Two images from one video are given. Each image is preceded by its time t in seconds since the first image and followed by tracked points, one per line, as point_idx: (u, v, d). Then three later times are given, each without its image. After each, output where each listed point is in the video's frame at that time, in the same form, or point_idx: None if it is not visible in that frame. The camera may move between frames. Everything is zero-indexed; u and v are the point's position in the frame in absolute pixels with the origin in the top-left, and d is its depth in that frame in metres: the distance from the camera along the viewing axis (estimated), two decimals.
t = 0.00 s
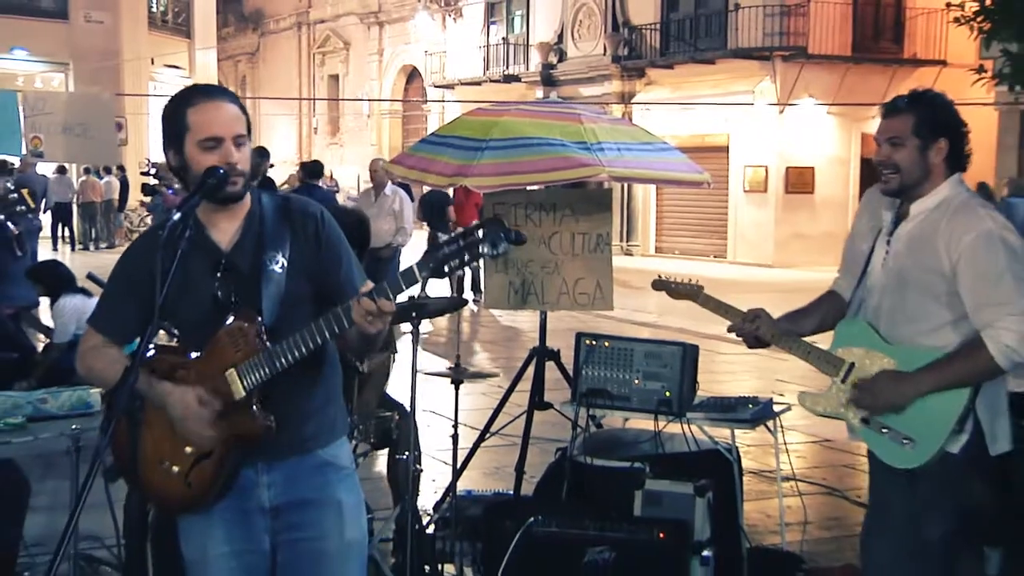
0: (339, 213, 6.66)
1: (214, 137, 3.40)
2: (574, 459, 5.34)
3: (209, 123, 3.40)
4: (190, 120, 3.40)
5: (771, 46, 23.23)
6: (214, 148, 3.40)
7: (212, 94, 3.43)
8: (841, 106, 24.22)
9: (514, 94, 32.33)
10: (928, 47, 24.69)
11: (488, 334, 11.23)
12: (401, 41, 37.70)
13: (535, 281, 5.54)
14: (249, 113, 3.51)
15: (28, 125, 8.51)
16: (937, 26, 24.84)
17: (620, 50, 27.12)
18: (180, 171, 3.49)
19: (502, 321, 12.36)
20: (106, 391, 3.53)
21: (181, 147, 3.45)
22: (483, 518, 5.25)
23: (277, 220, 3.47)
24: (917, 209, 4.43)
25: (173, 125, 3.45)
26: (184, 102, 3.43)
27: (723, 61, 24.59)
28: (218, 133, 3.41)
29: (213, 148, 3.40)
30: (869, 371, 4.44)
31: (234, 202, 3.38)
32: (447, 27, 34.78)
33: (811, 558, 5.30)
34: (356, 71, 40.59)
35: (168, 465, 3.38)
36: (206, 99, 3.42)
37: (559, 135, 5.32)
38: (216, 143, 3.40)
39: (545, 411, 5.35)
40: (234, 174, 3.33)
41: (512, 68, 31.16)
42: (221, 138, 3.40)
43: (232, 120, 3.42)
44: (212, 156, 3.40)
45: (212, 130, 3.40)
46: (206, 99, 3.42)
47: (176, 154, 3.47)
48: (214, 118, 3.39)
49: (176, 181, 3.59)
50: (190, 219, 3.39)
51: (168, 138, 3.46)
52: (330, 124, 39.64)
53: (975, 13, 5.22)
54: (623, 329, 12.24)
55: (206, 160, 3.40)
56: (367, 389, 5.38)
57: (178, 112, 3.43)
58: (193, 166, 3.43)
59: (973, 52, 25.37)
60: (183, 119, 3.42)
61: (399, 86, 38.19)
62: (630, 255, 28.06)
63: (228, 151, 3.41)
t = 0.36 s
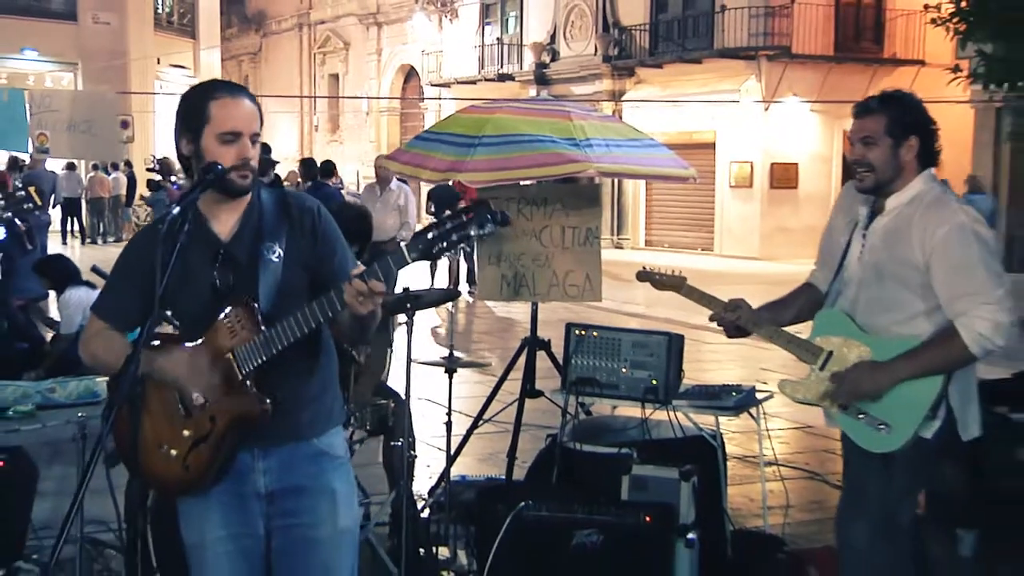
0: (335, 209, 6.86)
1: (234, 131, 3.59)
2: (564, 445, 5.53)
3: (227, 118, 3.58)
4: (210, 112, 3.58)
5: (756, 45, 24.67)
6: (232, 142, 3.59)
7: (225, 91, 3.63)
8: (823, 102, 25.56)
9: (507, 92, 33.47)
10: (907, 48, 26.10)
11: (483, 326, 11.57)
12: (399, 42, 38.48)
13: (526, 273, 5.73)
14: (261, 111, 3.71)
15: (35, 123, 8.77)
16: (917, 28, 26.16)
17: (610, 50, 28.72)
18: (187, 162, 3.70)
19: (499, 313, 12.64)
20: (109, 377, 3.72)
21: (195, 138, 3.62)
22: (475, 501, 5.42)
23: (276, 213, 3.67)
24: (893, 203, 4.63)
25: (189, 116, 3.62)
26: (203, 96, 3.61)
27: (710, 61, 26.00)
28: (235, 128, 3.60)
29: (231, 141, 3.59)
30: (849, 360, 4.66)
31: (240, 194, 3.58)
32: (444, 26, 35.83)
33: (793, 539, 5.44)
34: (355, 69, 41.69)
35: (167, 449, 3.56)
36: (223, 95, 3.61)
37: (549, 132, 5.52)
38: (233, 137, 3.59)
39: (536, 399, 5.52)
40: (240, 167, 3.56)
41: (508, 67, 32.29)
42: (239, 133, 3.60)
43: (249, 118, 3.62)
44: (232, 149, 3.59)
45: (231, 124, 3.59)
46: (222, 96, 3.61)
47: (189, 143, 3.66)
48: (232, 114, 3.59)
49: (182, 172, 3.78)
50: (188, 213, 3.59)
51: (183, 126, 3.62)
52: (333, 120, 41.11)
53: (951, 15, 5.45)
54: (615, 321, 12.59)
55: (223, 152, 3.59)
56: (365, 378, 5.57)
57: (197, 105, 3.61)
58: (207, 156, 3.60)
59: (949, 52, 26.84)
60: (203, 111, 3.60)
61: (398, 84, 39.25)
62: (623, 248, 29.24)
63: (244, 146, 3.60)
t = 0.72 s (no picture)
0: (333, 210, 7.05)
1: (249, 128, 3.71)
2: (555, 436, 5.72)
3: (243, 115, 3.71)
4: (227, 108, 3.71)
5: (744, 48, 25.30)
6: (246, 139, 3.71)
7: (238, 89, 3.76)
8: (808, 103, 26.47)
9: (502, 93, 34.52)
10: (890, 49, 26.96)
11: (477, 321, 12.13)
12: (399, 45, 39.66)
13: (520, 269, 5.92)
14: (272, 111, 3.84)
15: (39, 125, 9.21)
16: (899, 30, 27.01)
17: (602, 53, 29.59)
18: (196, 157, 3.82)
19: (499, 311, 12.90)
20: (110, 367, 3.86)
21: (210, 131, 3.73)
22: (468, 490, 5.56)
23: (277, 211, 3.82)
24: (866, 202, 4.78)
25: (205, 113, 3.73)
26: (221, 94, 3.74)
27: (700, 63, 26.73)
28: (249, 125, 3.71)
29: (246, 137, 3.71)
30: (827, 352, 4.77)
31: (250, 189, 3.73)
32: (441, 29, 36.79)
33: (778, 524, 5.65)
34: (355, 69, 42.76)
35: (166, 437, 3.70)
36: (236, 93, 3.74)
37: (542, 132, 5.70)
38: (248, 134, 3.71)
39: (529, 390, 5.71)
40: (252, 163, 3.71)
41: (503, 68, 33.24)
42: (254, 131, 3.71)
43: (263, 117, 3.74)
44: (247, 145, 3.71)
45: (246, 121, 3.71)
46: (236, 96, 3.74)
47: (204, 137, 3.75)
48: (247, 111, 3.71)
49: (188, 168, 3.90)
50: (189, 213, 3.79)
51: (199, 122, 3.73)
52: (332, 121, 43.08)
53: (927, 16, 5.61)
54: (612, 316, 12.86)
55: (237, 148, 3.70)
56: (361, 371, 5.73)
57: (214, 104, 3.73)
58: (222, 152, 3.71)
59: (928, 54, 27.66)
60: (219, 108, 3.73)
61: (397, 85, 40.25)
62: (613, 243, 30.48)
63: (259, 143, 3.73)
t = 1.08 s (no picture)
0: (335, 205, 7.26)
1: (249, 124, 3.72)
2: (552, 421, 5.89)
3: (243, 112, 3.72)
4: (227, 106, 3.72)
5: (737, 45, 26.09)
6: (247, 134, 3.72)
7: (239, 86, 3.77)
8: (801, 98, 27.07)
9: (503, 88, 35.87)
10: (879, 47, 27.35)
11: (479, 312, 12.44)
12: (403, 44, 41.52)
13: (518, 259, 6.09)
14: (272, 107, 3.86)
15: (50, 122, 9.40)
16: (889, 27, 27.40)
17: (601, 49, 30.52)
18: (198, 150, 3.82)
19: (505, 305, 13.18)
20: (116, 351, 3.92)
21: (211, 129, 3.75)
22: (467, 475, 5.72)
23: (281, 205, 3.81)
24: (851, 194, 4.87)
25: (206, 110, 3.75)
26: (221, 91, 3.76)
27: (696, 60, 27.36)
28: (249, 121, 3.73)
29: (246, 133, 3.72)
30: (811, 340, 4.91)
31: (251, 183, 3.74)
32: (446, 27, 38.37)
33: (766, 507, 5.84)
34: (364, 65, 44.44)
35: (172, 421, 3.75)
36: (237, 91, 3.76)
37: (538, 126, 5.87)
38: (248, 130, 3.72)
39: (526, 377, 5.88)
40: (252, 158, 3.72)
41: (505, 65, 34.70)
42: (254, 126, 3.73)
43: (262, 113, 3.76)
44: (247, 141, 3.72)
45: (246, 118, 3.72)
46: (236, 93, 3.75)
47: (205, 134, 3.77)
48: (247, 107, 3.72)
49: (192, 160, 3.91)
50: (190, 205, 3.81)
51: (199, 120, 3.76)
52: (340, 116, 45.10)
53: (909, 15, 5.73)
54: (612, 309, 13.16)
55: (238, 143, 3.72)
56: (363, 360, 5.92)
57: (215, 101, 3.74)
58: (222, 148, 3.73)
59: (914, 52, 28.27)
60: (219, 106, 3.74)
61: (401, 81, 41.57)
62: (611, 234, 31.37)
63: (258, 139, 3.75)
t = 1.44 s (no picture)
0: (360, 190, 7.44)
1: (265, 120, 3.74)
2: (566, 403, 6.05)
3: (259, 107, 3.74)
4: (245, 102, 3.74)
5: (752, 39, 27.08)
6: (262, 130, 3.74)
7: (257, 80, 3.79)
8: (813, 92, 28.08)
9: (525, 79, 36.54)
10: (890, 41, 28.44)
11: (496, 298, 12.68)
12: (429, 37, 41.64)
13: (534, 245, 6.28)
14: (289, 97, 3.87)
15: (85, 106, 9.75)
16: (899, 23, 28.52)
17: (620, 42, 31.09)
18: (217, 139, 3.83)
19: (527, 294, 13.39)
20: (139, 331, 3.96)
21: (229, 123, 3.78)
22: (484, 454, 5.86)
23: (298, 194, 3.80)
24: (857, 181, 4.93)
25: (225, 104, 3.77)
26: (237, 85, 3.78)
27: (711, 52, 28.31)
28: (267, 116, 3.75)
29: (263, 128, 3.74)
30: (813, 324, 4.96)
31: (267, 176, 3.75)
32: (469, 20, 38.89)
33: (772, 487, 5.96)
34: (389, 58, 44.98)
35: (195, 400, 3.86)
36: (256, 85, 3.77)
37: (555, 116, 6.04)
38: (265, 125, 3.74)
39: (541, 359, 6.06)
40: (268, 152, 3.72)
41: (528, 57, 35.27)
42: (270, 121, 3.75)
43: (277, 106, 3.77)
44: (263, 136, 3.74)
45: (263, 114, 3.74)
46: (253, 87, 3.76)
47: (224, 127, 3.80)
48: (265, 102, 3.74)
49: (211, 146, 3.92)
50: (210, 190, 3.83)
51: (219, 113, 3.78)
52: (368, 107, 45.66)
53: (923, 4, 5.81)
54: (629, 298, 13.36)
55: (255, 138, 3.73)
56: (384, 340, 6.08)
57: (231, 96, 3.77)
58: (239, 141, 3.75)
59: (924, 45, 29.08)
60: (237, 101, 3.76)
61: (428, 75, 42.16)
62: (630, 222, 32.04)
63: (274, 134, 3.76)
